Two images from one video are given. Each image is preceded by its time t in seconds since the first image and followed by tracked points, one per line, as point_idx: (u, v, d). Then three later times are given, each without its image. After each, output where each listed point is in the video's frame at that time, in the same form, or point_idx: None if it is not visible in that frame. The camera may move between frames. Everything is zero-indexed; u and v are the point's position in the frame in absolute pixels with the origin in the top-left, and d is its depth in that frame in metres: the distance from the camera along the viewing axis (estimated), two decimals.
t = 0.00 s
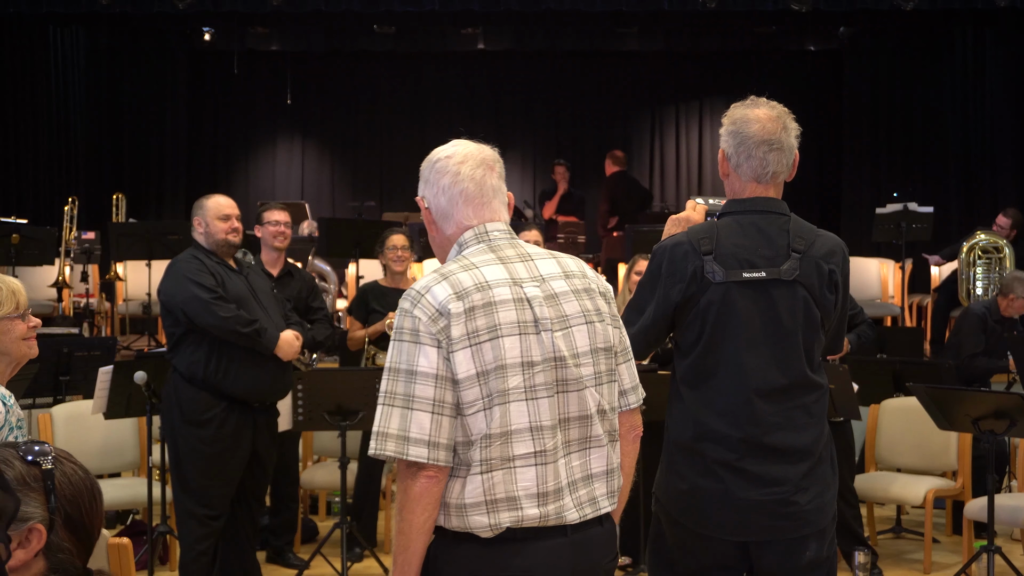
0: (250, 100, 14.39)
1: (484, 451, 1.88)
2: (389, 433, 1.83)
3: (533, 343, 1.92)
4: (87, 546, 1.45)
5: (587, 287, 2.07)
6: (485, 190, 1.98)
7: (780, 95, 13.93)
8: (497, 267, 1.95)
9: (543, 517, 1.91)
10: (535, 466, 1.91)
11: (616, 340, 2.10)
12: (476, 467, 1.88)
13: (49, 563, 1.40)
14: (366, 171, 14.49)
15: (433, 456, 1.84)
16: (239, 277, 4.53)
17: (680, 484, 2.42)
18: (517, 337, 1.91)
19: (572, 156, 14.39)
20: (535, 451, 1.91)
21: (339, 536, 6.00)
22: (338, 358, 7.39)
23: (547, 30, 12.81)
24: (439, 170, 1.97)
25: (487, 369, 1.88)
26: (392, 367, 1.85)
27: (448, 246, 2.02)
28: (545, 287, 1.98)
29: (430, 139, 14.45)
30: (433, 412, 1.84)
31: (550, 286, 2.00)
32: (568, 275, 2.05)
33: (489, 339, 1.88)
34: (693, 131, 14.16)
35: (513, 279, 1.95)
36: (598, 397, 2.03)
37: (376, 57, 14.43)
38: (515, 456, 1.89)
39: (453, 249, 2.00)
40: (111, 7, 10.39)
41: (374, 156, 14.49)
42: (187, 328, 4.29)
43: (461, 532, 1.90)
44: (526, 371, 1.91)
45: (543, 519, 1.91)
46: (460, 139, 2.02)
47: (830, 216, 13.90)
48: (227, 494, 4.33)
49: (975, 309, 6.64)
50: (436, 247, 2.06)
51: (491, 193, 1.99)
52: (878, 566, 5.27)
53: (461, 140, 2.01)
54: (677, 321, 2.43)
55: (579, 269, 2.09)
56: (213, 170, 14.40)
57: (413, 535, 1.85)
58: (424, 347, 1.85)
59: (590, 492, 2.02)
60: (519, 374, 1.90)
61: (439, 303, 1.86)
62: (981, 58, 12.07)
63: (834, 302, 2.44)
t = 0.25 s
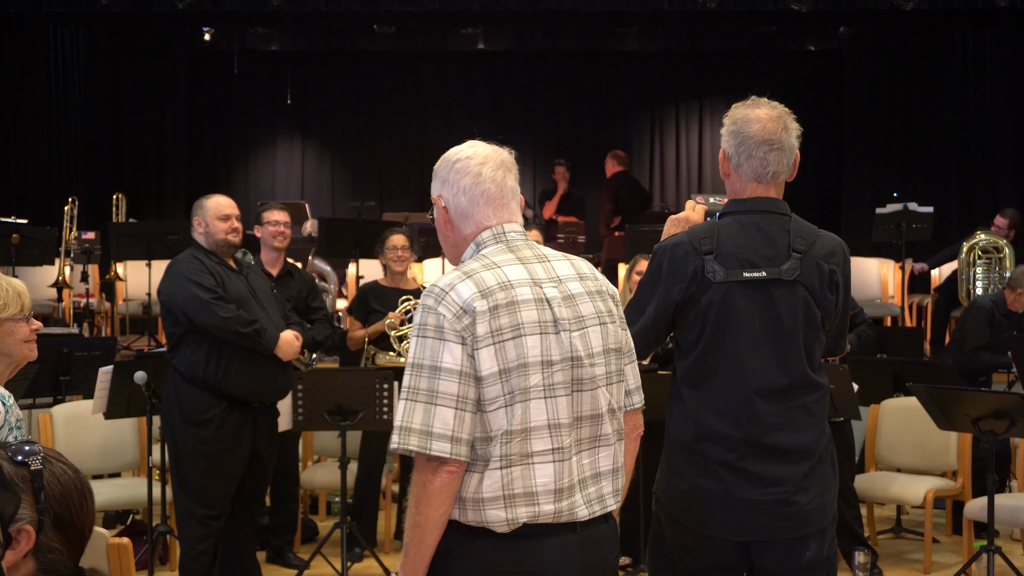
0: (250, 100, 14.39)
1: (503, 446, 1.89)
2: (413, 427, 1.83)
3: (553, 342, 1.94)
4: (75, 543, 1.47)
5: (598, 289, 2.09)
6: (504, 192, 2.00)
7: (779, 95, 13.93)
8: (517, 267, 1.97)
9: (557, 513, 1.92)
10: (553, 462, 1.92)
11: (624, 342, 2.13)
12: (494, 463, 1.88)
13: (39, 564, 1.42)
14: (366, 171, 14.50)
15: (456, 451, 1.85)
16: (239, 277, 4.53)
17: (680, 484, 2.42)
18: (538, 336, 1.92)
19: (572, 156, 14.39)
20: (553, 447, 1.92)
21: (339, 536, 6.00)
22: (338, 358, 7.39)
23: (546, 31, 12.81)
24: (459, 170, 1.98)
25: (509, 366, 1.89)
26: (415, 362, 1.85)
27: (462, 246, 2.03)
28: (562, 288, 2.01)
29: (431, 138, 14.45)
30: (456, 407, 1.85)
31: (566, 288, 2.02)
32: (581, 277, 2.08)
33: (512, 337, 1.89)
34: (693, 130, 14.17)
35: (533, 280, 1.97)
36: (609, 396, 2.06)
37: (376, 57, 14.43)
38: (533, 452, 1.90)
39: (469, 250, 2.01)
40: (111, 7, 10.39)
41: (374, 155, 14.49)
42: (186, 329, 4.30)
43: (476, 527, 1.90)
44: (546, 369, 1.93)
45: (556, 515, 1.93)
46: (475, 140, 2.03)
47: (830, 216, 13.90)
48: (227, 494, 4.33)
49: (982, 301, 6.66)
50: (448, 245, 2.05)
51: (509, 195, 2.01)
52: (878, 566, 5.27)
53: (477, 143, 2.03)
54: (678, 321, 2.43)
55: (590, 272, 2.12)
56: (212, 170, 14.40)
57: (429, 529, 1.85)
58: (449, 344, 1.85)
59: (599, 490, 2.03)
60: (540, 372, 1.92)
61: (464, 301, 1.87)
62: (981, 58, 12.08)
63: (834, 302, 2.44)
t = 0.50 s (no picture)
0: (249, 100, 14.39)
1: (512, 439, 1.92)
2: (425, 420, 1.86)
3: (560, 337, 1.97)
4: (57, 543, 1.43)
5: (601, 287, 2.13)
6: (508, 192, 2.03)
7: (780, 96, 13.93)
8: (523, 263, 2.01)
9: (562, 506, 1.95)
10: (560, 454, 1.96)
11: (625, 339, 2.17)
12: (503, 455, 1.91)
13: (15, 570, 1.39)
14: (366, 171, 14.50)
15: (466, 444, 1.87)
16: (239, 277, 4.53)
17: (681, 484, 2.42)
18: (546, 331, 1.96)
19: (572, 157, 14.40)
20: (559, 440, 1.96)
21: (339, 536, 6.00)
22: (338, 359, 7.39)
23: (546, 30, 12.82)
24: (463, 171, 2.01)
25: (519, 360, 1.92)
26: (426, 357, 1.88)
27: (467, 245, 2.06)
28: (567, 285, 2.04)
29: (431, 138, 14.45)
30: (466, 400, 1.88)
31: (571, 285, 2.06)
32: (584, 275, 2.11)
33: (522, 331, 1.93)
34: (693, 130, 14.17)
35: (539, 276, 2.01)
36: (613, 392, 2.09)
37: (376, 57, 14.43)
38: (541, 445, 1.94)
39: (475, 247, 2.04)
40: (111, 7, 10.39)
41: (374, 155, 14.49)
42: (186, 329, 4.30)
43: (483, 520, 1.93)
44: (552, 364, 1.96)
45: (561, 508, 1.96)
46: (477, 142, 2.07)
47: (830, 216, 13.90)
48: (227, 494, 4.33)
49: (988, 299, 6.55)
50: (451, 245, 2.08)
51: (513, 195, 2.05)
52: (878, 566, 5.26)
53: (480, 144, 2.06)
54: (678, 321, 2.43)
55: (592, 271, 2.16)
56: (212, 170, 14.40)
57: (436, 521, 1.88)
58: (460, 338, 1.88)
59: (603, 485, 2.06)
60: (547, 366, 1.95)
61: (474, 296, 1.90)
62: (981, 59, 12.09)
63: (834, 302, 2.44)
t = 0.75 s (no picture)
0: (249, 100, 14.39)
1: (482, 442, 1.95)
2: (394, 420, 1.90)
3: (535, 340, 2.00)
4: (24, 542, 1.42)
5: (585, 289, 2.15)
6: (490, 193, 2.07)
7: (780, 95, 13.93)
8: (502, 265, 2.04)
9: (531, 509, 1.97)
10: (531, 458, 1.98)
11: (609, 342, 2.18)
12: (471, 458, 1.95)
13: None
14: (366, 171, 14.50)
15: (435, 444, 1.90)
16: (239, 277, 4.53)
17: (682, 483, 2.42)
18: (521, 334, 1.99)
19: (572, 157, 14.40)
20: (531, 444, 1.98)
21: (339, 536, 6.00)
22: (338, 359, 7.39)
23: (546, 30, 12.83)
24: (446, 171, 2.05)
25: (490, 363, 1.95)
26: (400, 357, 1.92)
27: (451, 245, 2.10)
28: (547, 287, 2.07)
29: (431, 138, 14.44)
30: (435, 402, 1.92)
31: (552, 286, 2.08)
32: (568, 276, 2.13)
33: (495, 334, 1.96)
34: (693, 130, 14.17)
35: (517, 279, 2.04)
36: (592, 395, 2.11)
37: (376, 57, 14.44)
38: (511, 448, 1.96)
39: (458, 248, 2.08)
40: (111, 7, 10.39)
41: (374, 155, 14.49)
42: (186, 329, 4.30)
43: (452, 520, 1.96)
44: (526, 367, 1.99)
45: (530, 512, 1.97)
46: (464, 142, 2.11)
47: (829, 216, 13.90)
48: (227, 494, 4.33)
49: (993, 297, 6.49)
50: (437, 244, 2.13)
51: (497, 196, 2.08)
52: (878, 566, 5.26)
53: (466, 144, 2.10)
54: (678, 321, 2.44)
55: (578, 273, 2.17)
56: (212, 170, 14.40)
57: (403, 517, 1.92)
58: (432, 339, 1.92)
59: (579, 489, 2.07)
60: (520, 369, 1.98)
61: (448, 298, 1.94)
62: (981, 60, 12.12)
63: (835, 301, 2.44)
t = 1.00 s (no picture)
0: (249, 100, 14.39)
1: (451, 446, 1.97)
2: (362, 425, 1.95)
3: (507, 344, 2.01)
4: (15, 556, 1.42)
5: (565, 291, 2.15)
6: (474, 191, 2.08)
7: (780, 95, 13.93)
8: (478, 267, 2.05)
9: (502, 514, 1.99)
10: (501, 463, 1.99)
11: (590, 344, 2.18)
12: (440, 462, 1.96)
13: None
14: (366, 171, 14.50)
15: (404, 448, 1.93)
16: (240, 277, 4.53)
17: (683, 482, 2.42)
18: (492, 338, 2.00)
19: (572, 157, 14.40)
20: (501, 449, 1.99)
21: (340, 536, 6.01)
22: (338, 359, 7.39)
23: (546, 30, 12.83)
24: (429, 169, 2.07)
25: (459, 367, 1.98)
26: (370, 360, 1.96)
27: (434, 242, 2.13)
28: (524, 289, 2.07)
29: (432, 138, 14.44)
30: (398, 407, 1.96)
31: (530, 289, 2.09)
32: (547, 278, 2.14)
33: (464, 338, 1.98)
34: (693, 130, 14.17)
35: (493, 281, 2.05)
36: (569, 399, 2.11)
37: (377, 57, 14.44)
38: (481, 452, 1.98)
39: (438, 248, 2.10)
40: (111, 7, 10.38)
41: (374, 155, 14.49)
42: (187, 329, 4.30)
43: (423, 522, 1.99)
44: (498, 371, 2.01)
45: (501, 516, 1.99)
46: (450, 139, 2.12)
47: (829, 216, 13.90)
48: (227, 494, 4.33)
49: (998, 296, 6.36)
50: (422, 242, 2.16)
51: (480, 195, 2.09)
52: (878, 566, 5.27)
53: (451, 141, 2.11)
54: (680, 320, 2.44)
55: (559, 274, 2.18)
56: (212, 170, 14.40)
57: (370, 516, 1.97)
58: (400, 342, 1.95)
59: (554, 493, 2.08)
60: (491, 374, 1.99)
61: (418, 302, 1.96)
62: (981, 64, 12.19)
63: (836, 301, 2.44)
